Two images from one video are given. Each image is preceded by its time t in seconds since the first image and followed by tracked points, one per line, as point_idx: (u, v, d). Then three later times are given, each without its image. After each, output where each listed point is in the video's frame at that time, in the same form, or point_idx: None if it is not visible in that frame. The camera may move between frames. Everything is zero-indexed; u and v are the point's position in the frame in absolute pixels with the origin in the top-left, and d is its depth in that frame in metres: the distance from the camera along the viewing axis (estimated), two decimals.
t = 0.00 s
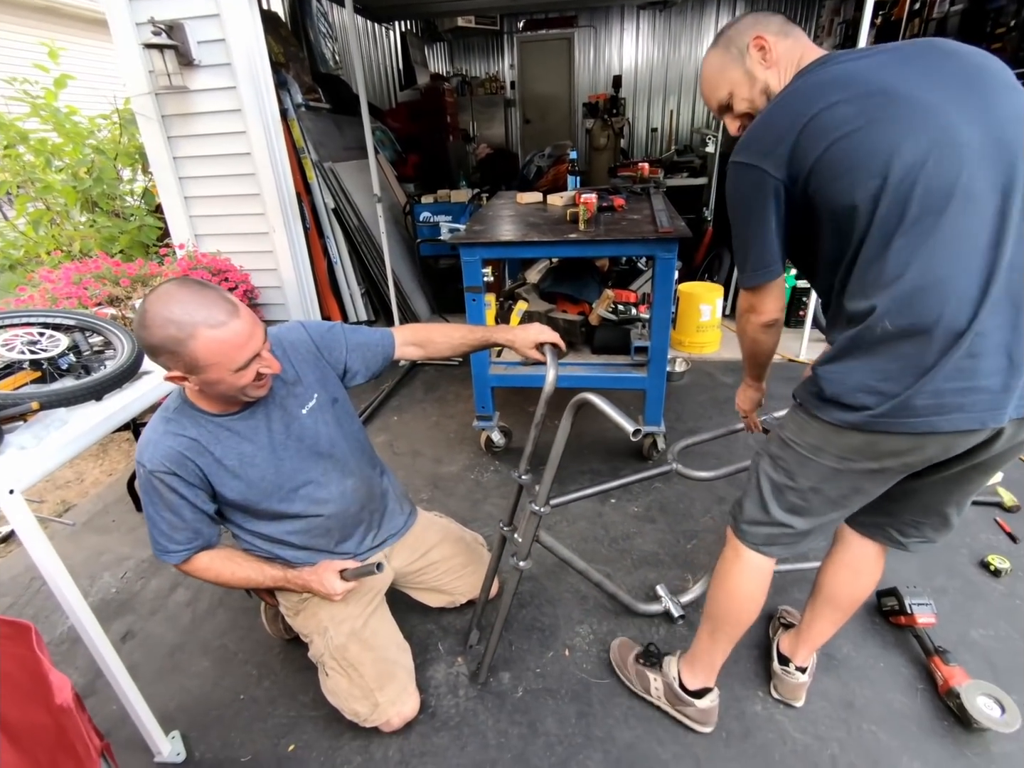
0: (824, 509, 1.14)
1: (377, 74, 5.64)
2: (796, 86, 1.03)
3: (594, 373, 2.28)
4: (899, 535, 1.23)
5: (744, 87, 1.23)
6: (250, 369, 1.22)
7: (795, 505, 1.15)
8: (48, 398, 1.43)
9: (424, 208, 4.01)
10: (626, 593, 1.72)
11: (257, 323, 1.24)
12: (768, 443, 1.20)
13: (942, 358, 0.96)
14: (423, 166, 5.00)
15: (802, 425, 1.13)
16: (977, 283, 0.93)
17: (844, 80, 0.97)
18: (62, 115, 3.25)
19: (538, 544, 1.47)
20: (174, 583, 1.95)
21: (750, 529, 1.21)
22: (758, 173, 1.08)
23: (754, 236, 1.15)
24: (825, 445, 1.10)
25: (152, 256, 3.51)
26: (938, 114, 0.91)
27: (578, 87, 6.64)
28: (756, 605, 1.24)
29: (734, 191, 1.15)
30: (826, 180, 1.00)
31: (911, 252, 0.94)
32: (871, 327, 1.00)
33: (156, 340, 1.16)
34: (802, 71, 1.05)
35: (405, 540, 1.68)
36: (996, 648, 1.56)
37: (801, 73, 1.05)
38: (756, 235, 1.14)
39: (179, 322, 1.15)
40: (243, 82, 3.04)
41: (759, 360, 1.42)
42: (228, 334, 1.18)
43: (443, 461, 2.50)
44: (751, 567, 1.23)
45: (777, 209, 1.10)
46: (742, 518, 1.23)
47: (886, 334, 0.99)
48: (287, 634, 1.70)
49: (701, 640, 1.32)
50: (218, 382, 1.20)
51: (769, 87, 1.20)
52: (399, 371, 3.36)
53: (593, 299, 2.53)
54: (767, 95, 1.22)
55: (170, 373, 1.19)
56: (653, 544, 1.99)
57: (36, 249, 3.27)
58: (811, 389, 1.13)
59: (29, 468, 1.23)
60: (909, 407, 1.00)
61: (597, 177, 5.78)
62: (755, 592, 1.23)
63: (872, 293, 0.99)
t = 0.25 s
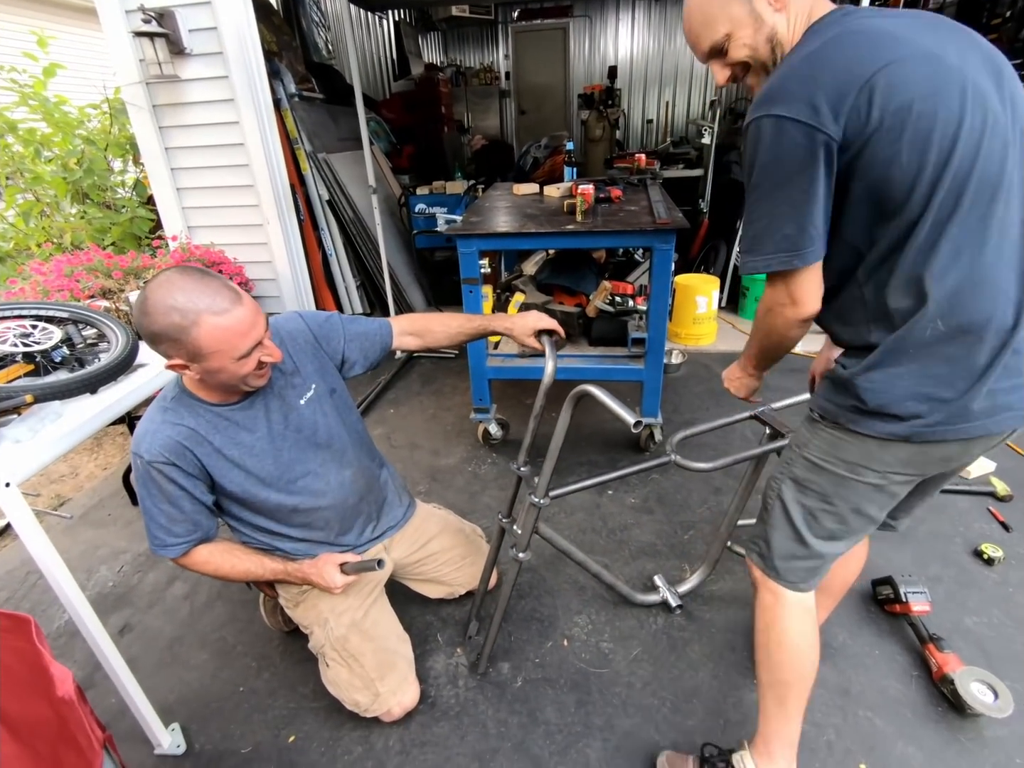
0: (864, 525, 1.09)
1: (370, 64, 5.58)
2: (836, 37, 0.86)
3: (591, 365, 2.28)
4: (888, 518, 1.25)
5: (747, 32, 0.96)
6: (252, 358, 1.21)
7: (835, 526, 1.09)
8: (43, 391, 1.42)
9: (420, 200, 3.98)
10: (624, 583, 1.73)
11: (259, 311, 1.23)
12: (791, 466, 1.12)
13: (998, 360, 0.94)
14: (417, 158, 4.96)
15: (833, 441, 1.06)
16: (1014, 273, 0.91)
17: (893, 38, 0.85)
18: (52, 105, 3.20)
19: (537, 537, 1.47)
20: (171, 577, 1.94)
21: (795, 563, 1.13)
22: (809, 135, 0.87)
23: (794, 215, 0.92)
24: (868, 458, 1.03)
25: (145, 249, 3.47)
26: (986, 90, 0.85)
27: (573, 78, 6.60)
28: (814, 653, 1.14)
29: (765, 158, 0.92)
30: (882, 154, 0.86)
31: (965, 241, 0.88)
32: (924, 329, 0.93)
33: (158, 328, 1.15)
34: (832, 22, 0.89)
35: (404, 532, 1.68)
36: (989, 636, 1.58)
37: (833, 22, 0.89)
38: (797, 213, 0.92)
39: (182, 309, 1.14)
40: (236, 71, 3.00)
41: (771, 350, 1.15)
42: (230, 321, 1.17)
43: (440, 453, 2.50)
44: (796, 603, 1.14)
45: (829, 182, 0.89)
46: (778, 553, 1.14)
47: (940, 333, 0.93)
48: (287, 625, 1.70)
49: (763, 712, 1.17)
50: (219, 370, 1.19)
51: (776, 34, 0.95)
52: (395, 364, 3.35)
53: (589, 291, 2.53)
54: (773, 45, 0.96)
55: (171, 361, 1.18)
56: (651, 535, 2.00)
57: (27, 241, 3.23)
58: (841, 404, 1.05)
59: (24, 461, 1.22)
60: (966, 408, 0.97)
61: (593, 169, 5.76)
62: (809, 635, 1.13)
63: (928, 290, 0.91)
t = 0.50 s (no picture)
0: (911, 567, 1.02)
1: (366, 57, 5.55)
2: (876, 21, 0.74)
3: (589, 359, 2.29)
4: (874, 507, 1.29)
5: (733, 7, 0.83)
6: (258, 348, 1.22)
7: (885, 577, 1.02)
8: (40, 385, 1.41)
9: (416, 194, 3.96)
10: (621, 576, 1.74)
11: (264, 303, 1.24)
12: (830, 519, 1.03)
13: None
14: (414, 151, 4.95)
15: (874, 487, 0.97)
16: None
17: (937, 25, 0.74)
18: (45, 98, 3.17)
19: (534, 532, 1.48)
20: (170, 571, 1.95)
21: (843, 619, 1.05)
22: (862, 139, 0.73)
23: (841, 236, 0.78)
24: (916, 498, 0.95)
25: (140, 243, 3.45)
26: None
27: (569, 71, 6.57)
28: (858, 703, 1.09)
29: (803, 168, 0.76)
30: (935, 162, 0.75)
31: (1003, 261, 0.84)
32: (974, 359, 0.87)
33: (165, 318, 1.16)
34: None
35: (404, 525, 1.69)
36: (982, 625, 1.60)
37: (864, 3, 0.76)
38: (842, 234, 0.77)
39: (189, 299, 1.15)
40: (231, 63, 2.98)
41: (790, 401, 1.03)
42: (236, 310, 1.18)
43: (438, 448, 2.51)
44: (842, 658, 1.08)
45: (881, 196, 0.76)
46: (828, 614, 1.05)
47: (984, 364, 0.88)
48: (286, 619, 1.71)
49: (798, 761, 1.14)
50: (225, 361, 1.19)
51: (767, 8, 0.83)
52: (392, 358, 3.34)
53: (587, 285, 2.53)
54: (765, 22, 0.84)
55: (177, 351, 1.19)
56: (648, 528, 2.01)
57: (21, 235, 3.21)
58: (876, 446, 0.95)
59: (23, 454, 1.22)
60: (1014, 436, 0.94)
61: (590, 163, 5.75)
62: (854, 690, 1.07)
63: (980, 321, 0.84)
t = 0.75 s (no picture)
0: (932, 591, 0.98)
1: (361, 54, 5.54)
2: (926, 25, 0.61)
3: (583, 356, 2.30)
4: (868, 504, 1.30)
5: (701, 38, 0.68)
6: (252, 340, 1.23)
7: (906, 604, 0.97)
8: (33, 383, 1.41)
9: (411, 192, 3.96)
10: (615, 571, 1.76)
11: (258, 295, 1.25)
12: (853, 554, 0.95)
13: None
14: (409, 149, 4.95)
15: (905, 519, 0.90)
16: None
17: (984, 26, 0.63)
18: (37, 95, 3.16)
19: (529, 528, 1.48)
20: (165, 569, 1.95)
21: (861, 649, 1.01)
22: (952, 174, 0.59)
23: (942, 298, 0.62)
24: (947, 526, 0.90)
25: (134, 241, 3.44)
26: None
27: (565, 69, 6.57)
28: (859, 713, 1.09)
29: (889, 212, 0.59)
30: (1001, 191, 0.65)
31: None
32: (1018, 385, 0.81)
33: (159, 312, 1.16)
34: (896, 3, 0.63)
35: (399, 521, 1.70)
36: (970, 618, 1.62)
37: (901, 6, 0.63)
38: (942, 295, 0.61)
39: (184, 292, 1.16)
40: (224, 61, 2.97)
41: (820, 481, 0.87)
42: (231, 303, 1.19)
43: (433, 445, 2.51)
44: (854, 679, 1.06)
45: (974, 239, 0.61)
46: (846, 647, 1.01)
47: None
48: (281, 616, 1.71)
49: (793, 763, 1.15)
50: (220, 354, 1.20)
51: (743, 35, 0.69)
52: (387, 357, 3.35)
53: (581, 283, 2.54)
54: (740, 50, 0.70)
55: (170, 345, 1.18)
56: (642, 524, 2.03)
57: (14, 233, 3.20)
58: (913, 480, 0.88)
59: (18, 452, 1.22)
60: None
61: (585, 161, 5.76)
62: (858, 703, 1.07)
63: None
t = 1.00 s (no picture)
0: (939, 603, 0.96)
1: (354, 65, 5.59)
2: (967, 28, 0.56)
3: (573, 363, 2.32)
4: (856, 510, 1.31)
5: (681, 70, 0.63)
6: (244, 340, 1.23)
7: (921, 624, 0.94)
8: (22, 389, 1.41)
9: (404, 201, 3.99)
10: (606, 577, 1.76)
11: (249, 297, 1.26)
12: (872, 590, 0.89)
13: None
14: (402, 159, 4.98)
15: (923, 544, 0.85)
16: None
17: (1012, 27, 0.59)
18: (30, 104, 3.16)
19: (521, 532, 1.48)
20: (154, 578, 1.93)
21: (882, 676, 0.98)
22: None
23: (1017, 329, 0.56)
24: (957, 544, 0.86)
25: (126, 250, 3.44)
26: None
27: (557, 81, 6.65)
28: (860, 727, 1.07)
29: (971, 245, 0.51)
30: None
31: None
32: None
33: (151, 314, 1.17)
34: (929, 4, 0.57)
35: (390, 527, 1.70)
36: (958, 622, 1.63)
37: (938, 7, 0.57)
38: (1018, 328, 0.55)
39: (178, 294, 1.17)
40: (218, 72, 2.99)
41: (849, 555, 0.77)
42: (222, 302, 1.20)
43: (425, 453, 2.51)
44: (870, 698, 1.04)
45: None
46: (870, 679, 0.97)
47: None
48: (270, 624, 1.70)
49: None
50: (212, 354, 1.20)
51: (732, 66, 0.63)
52: (380, 365, 3.35)
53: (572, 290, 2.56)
54: (726, 82, 0.65)
55: (163, 346, 1.18)
56: (633, 531, 2.03)
57: (4, 241, 3.19)
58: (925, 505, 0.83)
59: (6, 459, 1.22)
60: None
61: (577, 171, 5.82)
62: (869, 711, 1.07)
63: None
